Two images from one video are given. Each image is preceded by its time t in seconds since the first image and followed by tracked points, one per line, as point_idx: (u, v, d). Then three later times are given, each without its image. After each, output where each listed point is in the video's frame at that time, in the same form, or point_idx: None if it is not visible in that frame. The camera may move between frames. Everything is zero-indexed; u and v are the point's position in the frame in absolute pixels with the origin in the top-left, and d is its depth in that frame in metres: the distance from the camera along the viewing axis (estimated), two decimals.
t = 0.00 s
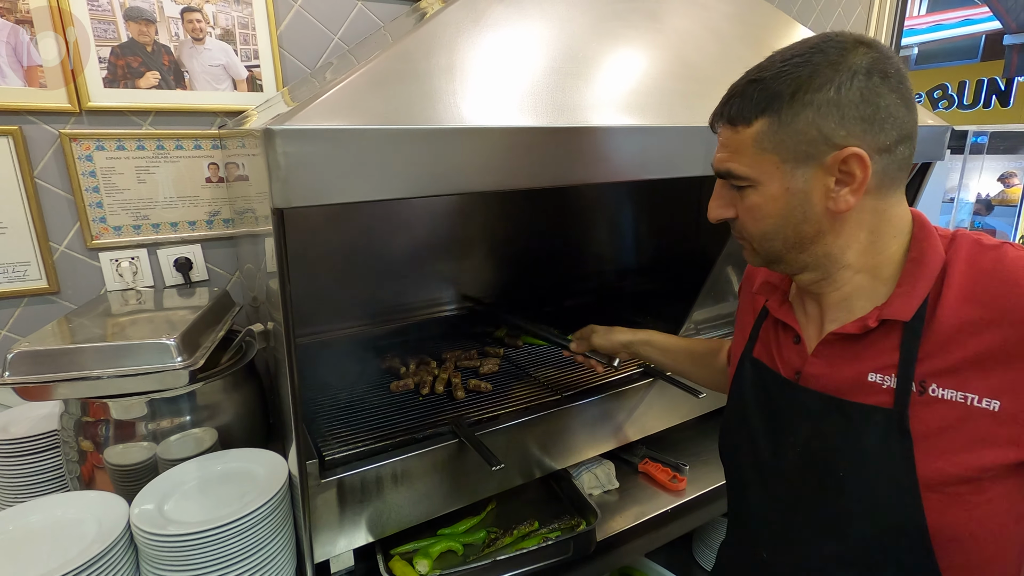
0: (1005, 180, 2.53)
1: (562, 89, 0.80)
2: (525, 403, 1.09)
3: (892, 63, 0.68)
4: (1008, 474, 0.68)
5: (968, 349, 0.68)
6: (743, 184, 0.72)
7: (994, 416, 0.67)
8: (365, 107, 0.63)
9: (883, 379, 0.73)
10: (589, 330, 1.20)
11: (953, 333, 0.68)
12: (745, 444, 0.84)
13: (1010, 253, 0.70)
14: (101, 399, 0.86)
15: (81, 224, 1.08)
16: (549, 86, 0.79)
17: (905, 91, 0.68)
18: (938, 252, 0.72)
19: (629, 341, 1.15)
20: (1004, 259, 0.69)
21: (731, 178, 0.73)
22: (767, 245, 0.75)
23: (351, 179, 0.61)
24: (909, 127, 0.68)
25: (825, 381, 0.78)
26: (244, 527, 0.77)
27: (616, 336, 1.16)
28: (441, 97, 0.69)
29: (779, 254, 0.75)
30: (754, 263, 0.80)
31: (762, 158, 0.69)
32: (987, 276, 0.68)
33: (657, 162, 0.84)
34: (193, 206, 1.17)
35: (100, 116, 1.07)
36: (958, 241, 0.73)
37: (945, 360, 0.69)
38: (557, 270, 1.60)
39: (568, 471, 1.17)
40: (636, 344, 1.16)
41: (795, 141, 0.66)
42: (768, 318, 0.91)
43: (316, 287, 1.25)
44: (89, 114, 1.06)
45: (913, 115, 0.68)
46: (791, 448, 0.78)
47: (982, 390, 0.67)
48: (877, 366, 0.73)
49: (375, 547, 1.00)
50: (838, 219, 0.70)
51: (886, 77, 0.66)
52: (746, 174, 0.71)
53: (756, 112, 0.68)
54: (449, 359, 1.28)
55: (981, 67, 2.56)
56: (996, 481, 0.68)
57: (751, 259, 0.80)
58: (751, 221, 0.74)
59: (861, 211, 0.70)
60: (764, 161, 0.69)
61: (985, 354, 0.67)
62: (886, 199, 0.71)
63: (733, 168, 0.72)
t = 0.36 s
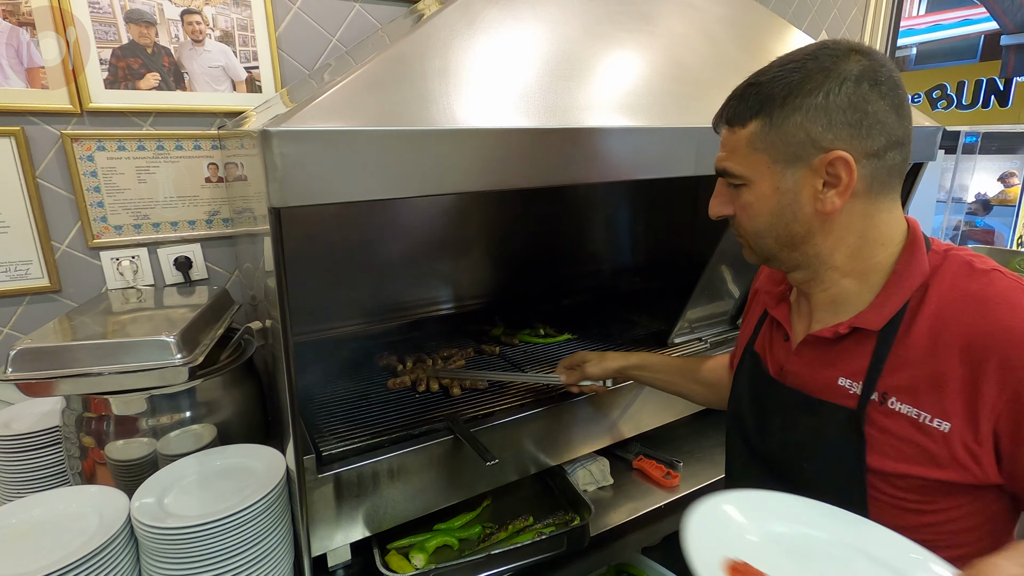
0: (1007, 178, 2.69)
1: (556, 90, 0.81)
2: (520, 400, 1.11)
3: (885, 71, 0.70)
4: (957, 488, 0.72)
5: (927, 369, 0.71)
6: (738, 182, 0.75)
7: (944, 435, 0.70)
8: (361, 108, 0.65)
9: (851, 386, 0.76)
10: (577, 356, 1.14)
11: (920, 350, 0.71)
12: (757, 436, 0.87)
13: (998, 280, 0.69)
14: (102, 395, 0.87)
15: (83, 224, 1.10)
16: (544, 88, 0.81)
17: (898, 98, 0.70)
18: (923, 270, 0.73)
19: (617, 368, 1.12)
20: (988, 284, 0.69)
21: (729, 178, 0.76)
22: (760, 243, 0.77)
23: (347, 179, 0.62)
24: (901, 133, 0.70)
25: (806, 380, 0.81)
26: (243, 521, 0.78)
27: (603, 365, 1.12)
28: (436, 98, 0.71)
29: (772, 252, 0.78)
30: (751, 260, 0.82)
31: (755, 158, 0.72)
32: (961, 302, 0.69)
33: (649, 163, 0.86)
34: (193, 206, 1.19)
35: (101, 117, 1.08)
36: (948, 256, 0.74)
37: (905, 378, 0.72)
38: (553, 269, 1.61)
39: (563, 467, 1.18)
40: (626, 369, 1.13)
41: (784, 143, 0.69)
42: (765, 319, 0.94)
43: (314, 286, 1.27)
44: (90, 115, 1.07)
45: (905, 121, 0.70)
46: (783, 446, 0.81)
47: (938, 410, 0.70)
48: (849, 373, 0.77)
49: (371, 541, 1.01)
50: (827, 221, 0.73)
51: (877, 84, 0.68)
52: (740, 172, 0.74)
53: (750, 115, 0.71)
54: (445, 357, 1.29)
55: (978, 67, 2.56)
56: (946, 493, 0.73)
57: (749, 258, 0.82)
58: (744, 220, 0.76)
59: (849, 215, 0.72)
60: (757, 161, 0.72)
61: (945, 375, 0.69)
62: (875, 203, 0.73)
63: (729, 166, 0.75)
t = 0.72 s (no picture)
0: (1005, 177, 2.71)
1: (554, 90, 0.82)
2: (517, 398, 1.12)
3: (869, 70, 0.72)
4: (857, 480, 0.71)
5: (844, 348, 0.70)
6: (731, 159, 0.73)
7: (846, 416, 0.70)
8: (360, 106, 0.65)
9: (787, 360, 0.77)
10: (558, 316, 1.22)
11: (843, 332, 0.71)
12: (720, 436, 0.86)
13: (936, 282, 0.68)
14: (102, 392, 0.88)
15: (83, 222, 1.11)
16: (542, 87, 0.81)
17: (879, 95, 0.71)
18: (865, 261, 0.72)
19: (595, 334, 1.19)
20: (922, 282, 0.68)
21: (722, 155, 0.74)
22: (746, 223, 0.75)
23: (345, 176, 0.63)
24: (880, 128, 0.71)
25: (756, 355, 0.81)
26: (242, 516, 0.79)
27: (584, 330, 1.19)
28: (434, 97, 0.71)
29: (757, 233, 0.76)
30: (732, 243, 0.80)
31: (751, 135, 0.70)
32: (890, 290, 0.68)
33: (645, 161, 0.86)
34: (192, 204, 1.20)
35: (101, 115, 1.09)
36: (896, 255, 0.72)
37: (827, 353, 0.72)
38: (552, 267, 1.62)
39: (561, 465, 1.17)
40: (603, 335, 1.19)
41: (781, 121, 0.68)
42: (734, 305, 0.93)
43: (314, 284, 1.27)
44: (90, 114, 1.08)
45: (883, 117, 0.71)
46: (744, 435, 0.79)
47: (849, 389, 0.70)
48: (787, 349, 0.77)
49: (370, 537, 1.02)
50: (811, 202, 0.71)
51: (864, 79, 0.69)
52: (735, 149, 0.72)
53: (750, 98, 0.71)
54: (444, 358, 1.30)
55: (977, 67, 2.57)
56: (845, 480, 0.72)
57: (731, 241, 0.79)
58: (732, 197, 0.74)
59: (832, 198, 0.72)
60: (753, 137, 0.70)
61: (858, 357, 0.69)
62: (853, 192, 0.73)
63: (727, 145, 0.72)
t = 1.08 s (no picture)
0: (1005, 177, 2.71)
1: (554, 91, 0.83)
2: (517, 395, 1.13)
3: (851, 72, 0.70)
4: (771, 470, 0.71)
5: (778, 333, 0.70)
6: (707, 152, 0.75)
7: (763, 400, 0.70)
8: (361, 107, 0.67)
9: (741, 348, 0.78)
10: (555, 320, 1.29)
11: (782, 319, 0.71)
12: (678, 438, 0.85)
13: (882, 287, 0.66)
14: (107, 388, 0.89)
15: (87, 221, 1.12)
16: (542, 88, 0.83)
17: (857, 96, 0.69)
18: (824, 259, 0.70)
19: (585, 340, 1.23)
20: (864, 284, 0.66)
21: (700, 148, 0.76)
22: (718, 214, 0.76)
23: (348, 175, 0.64)
24: (857, 130, 0.69)
25: (721, 343, 0.82)
26: (244, 510, 0.80)
27: (573, 334, 1.24)
28: (435, 97, 0.73)
29: (729, 226, 0.77)
30: (712, 235, 0.81)
31: (722, 129, 0.72)
32: (832, 285, 0.68)
33: (642, 160, 0.88)
34: (195, 203, 1.21)
35: (104, 116, 1.10)
36: (855, 257, 0.70)
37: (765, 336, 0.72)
38: (551, 267, 1.63)
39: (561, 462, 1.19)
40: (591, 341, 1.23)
41: (749, 118, 0.69)
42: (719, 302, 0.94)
43: (315, 282, 1.29)
44: (94, 114, 1.09)
45: (860, 118, 0.68)
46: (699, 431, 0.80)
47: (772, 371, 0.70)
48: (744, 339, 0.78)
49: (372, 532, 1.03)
50: (775, 199, 0.71)
51: (839, 79, 0.68)
52: (710, 142, 0.73)
53: (726, 95, 0.72)
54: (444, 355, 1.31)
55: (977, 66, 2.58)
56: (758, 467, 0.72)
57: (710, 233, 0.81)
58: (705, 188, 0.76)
59: (800, 196, 0.70)
60: (724, 132, 0.72)
61: (784, 340, 0.69)
62: (824, 193, 0.71)
63: (705, 138, 0.74)
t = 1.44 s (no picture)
0: (1004, 177, 2.71)
1: (549, 93, 0.85)
2: (514, 393, 1.15)
3: (830, 77, 0.68)
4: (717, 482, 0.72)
5: (723, 348, 0.72)
6: (679, 154, 0.75)
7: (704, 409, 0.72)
8: (358, 109, 0.68)
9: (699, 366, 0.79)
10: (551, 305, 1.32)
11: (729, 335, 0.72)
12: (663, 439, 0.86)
13: (823, 307, 0.64)
14: (109, 386, 0.90)
15: (89, 221, 1.13)
16: (537, 90, 0.84)
17: (833, 103, 0.68)
18: (777, 275, 0.70)
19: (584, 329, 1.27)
20: (803, 304, 0.65)
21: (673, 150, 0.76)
22: (686, 218, 0.77)
23: (344, 176, 0.65)
24: (830, 138, 0.68)
25: (686, 357, 0.85)
26: (243, 506, 0.81)
27: (573, 323, 1.27)
28: (432, 99, 0.74)
29: (697, 230, 0.77)
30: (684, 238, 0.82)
31: (692, 131, 0.72)
32: (775, 303, 0.68)
33: (636, 162, 0.89)
34: (196, 204, 1.22)
35: (106, 117, 1.11)
36: (808, 274, 0.68)
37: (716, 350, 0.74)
38: (549, 266, 1.64)
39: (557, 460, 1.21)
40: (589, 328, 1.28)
41: (717, 120, 0.69)
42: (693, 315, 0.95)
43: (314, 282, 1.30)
44: (96, 116, 1.10)
45: (834, 126, 0.67)
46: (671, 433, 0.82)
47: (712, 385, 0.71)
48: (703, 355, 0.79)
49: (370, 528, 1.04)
50: (740, 206, 0.71)
51: (814, 83, 0.67)
52: (681, 144, 0.74)
53: (699, 91, 0.72)
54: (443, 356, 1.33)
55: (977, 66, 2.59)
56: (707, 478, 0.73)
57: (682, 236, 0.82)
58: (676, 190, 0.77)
59: (765, 205, 0.70)
60: (695, 134, 0.72)
61: (725, 355, 0.70)
62: (791, 204, 0.70)
63: (676, 140, 0.75)
